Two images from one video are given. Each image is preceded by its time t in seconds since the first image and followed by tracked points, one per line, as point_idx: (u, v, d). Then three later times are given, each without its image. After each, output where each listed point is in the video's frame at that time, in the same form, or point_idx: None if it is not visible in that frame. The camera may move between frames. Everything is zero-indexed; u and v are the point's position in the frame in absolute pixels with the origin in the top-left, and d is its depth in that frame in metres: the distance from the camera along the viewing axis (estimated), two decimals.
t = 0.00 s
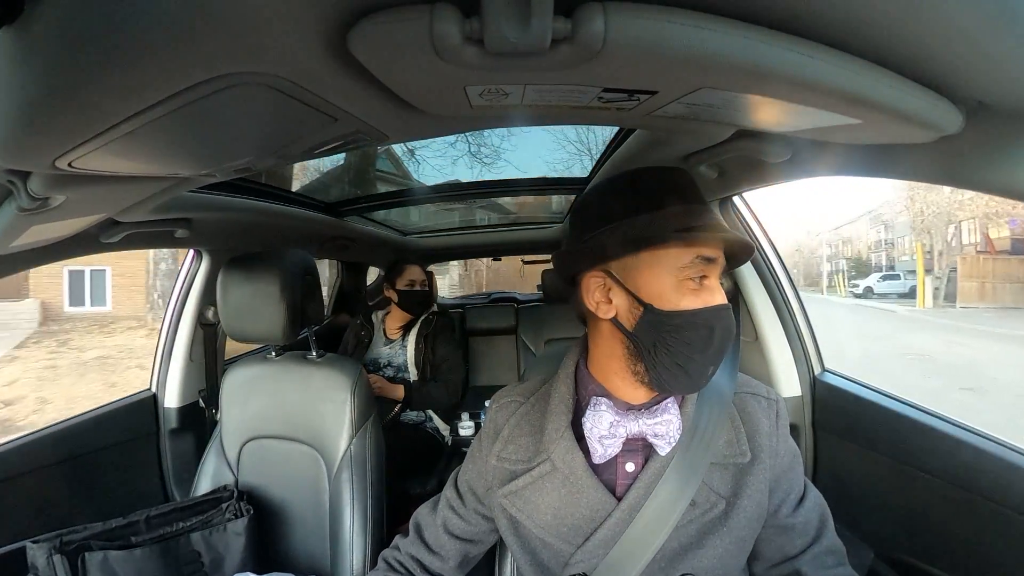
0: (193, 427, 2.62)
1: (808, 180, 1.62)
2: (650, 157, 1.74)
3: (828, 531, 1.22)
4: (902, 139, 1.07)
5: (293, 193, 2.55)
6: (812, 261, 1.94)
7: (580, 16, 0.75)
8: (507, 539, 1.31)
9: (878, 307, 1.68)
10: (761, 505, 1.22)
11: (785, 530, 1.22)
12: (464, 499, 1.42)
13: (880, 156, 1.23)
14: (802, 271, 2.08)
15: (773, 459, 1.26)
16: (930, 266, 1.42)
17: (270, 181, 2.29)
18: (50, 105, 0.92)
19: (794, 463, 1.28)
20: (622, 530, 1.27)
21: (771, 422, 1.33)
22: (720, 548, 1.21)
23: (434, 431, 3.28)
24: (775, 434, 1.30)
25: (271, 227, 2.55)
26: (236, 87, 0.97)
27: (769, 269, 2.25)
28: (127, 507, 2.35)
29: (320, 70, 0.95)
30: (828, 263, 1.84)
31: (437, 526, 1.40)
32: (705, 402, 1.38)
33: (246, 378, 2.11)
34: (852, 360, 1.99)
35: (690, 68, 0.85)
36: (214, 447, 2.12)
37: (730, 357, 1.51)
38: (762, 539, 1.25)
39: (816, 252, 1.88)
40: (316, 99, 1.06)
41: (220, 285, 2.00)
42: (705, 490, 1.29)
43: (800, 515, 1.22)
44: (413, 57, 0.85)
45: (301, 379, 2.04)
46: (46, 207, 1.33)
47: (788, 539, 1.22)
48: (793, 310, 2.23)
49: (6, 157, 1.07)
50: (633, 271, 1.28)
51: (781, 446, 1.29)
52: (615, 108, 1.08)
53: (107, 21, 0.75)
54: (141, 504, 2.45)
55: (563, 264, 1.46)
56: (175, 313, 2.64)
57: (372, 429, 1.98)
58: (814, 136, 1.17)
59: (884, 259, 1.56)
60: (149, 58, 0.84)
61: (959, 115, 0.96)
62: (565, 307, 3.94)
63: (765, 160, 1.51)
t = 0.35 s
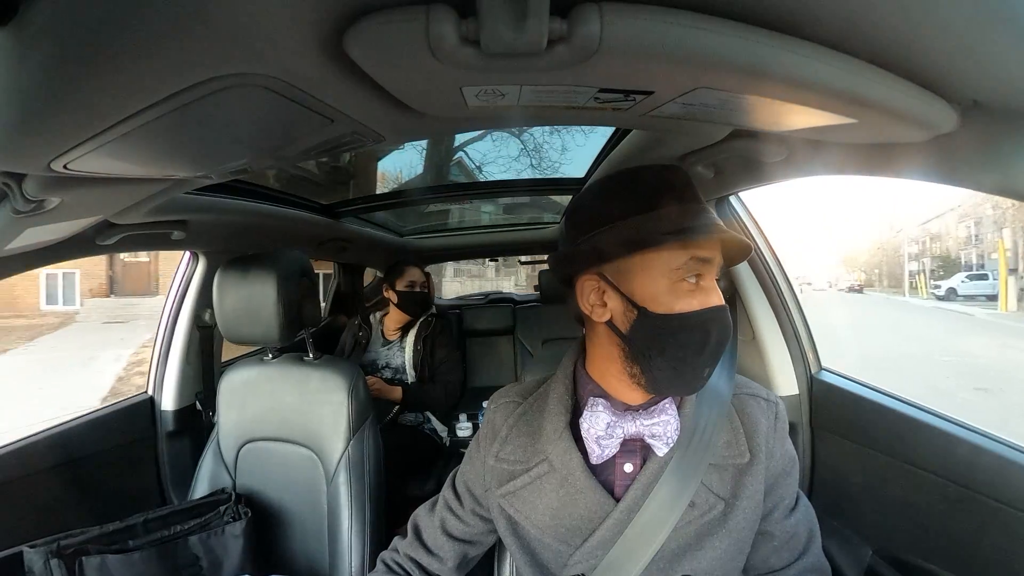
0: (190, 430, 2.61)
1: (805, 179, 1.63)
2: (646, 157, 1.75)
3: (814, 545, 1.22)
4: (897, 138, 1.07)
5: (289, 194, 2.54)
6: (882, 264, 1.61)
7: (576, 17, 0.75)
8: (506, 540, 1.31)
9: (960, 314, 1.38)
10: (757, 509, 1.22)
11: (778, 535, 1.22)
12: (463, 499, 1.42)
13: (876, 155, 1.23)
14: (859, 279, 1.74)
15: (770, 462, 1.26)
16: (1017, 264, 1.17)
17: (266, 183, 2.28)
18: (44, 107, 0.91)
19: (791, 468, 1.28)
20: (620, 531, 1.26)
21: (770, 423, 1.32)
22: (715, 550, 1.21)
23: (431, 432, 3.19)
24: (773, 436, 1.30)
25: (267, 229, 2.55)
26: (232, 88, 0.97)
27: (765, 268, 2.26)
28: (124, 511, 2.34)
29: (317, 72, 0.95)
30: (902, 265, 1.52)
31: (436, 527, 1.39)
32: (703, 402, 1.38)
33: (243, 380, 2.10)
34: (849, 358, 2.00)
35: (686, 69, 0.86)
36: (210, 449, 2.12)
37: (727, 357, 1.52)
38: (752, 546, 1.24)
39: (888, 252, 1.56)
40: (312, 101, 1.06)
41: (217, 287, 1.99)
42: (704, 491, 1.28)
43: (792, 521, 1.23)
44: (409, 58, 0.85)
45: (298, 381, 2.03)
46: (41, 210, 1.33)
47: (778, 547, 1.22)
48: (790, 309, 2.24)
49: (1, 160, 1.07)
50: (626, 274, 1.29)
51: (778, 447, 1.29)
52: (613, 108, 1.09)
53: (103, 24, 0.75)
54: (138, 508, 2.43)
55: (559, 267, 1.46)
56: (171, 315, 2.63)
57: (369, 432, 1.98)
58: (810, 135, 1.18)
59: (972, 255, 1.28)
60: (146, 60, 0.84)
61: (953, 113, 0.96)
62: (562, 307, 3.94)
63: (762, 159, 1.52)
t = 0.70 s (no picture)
0: (190, 431, 2.61)
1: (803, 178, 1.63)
2: (645, 157, 1.75)
3: (811, 547, 1.22)
4: (896, 138, 1.08)
5: (289, 195, 2.55)
6: (977, 259, 1.29)
7: (576, 17, 0.75)
8: (506, 540, 1.31)
9: None
10: (755, 508, 1.22)
11: (777, 536, 1.22)
12: (463, 500, 1.42)
13: (875, 154, 1.23)
14: (943, 279, 1.42)
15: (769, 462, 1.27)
16: None
17: (266, 183, 2.29)
18: (43, 106, 0.91)
19: (791, 469, 1.28)
20: (619, 531, 1.26)
21: (771, 424, 1.32)
22: (716, 550, 1.21)
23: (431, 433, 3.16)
24: (773, 437, 1.30)
25: (266, 229, 2.55)
26: (231, 88, 0.97)
27: (764, 268, 2.27)
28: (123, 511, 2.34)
29: (316, 73, 0.95)
30: (998, 259, 1.24)
31: (436, 527, 1.39)
32: (703, 402, 1.38)
33: (244, 380, 2.10)
34: (848, 359, 1.99)
35: (685, 68, 0.86)
36: (210, 449, 2.12)
37: (728, 358, 1.52)
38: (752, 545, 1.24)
39: (982, 246, 1.26)
40: (311, 101, 1.06)
41: (217, 288, 1.99)
42: (703, 491, 1.28)
43: (790, 522, 1.23)
44: (409, 59, 0.85)
45: (299, 381, 2.03)
46: (40, 210, 1.32)
47: (776, 547, 1.21)
48: (789, 310, 2.24)
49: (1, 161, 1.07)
50: (598, 280, 1.31)
51: (778, 448, 1.29)
52: (612, 108, 1.08)
53: (102, 25, 0.75)
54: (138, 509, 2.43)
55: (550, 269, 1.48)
56: (171, 315, 2.63)
57: (369, 433, 1.98)
58: (809, 135, 1.18)
59: None
60: (145, 60, 0.84)
61: (952, 113, 0.97)
62: (561, 307, 3.95)
63: (761, 159, 1.52)
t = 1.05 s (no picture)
0: (189, 433, 2.61)
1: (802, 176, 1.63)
2: (642, 156, 1.76)
3: (811, 549, 1.24)
4: (896, 137, 1.08)
5: (288, 197, 2.55)
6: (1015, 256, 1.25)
7: (574, 18, 0.75)
8: (507, 541, 1.31)
9: None
10: (755, 511, 1.22)
11: (779, 538, 1.22)
12: (464, 501, 1.42)
13: (874, 153, 1.24)
14: None
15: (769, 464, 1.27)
16: None
17: (265, 185, 2.29)
18: (41, 108, 0.91)
19: (789, 471, 1.29)
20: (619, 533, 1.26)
21: (771, 426, 1.32)
22: (717, 552, 1.20)
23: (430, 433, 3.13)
24: (773, 439, 1.30)
25: (265, 231, 2.55)
26: (229, 90, 0.97)
27: (762, 266, 2.28)
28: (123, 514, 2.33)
29: (314, 74, 0.95)
30: None
31: (437, 528, 1.40)
32: (702, 401, 1.36)
33: (243, 382, 2.10)
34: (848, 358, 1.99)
35: (683, 68, 0.86)
36: (210, 451, 2.12)
37: (728, 359, 1.51)
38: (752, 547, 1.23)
39: None
40: (310, 102, 1.06)
41: (216, 289, 1.99)
42: (703, 492, 1.27)
43: (790, 524, 1.24)
44: (407, 59, 0.85)
45: (299, 382, 2.03)
46: (39, 213, 1.32)
47: (777, 550, 1.22)
48: (788, 309, 2.25)
49: None
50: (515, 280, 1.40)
51: (777, 450, 1.29)
52: (610, 108, 1.08)
53: (101, 27, 0.75)
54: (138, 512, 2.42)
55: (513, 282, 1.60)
56: (170, 318, 2.63)
57: (369, 436, 1.98)
58: (809, 134, 1.18)
59: None
60: (144, 62, 0.84)
61: (952, 111, 0.97)
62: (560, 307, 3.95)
63: (760, 159, 1.52)
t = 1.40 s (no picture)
0: (188, 434, 2.60)
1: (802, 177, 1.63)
2: (641, 157, 1.76)
3: (810, 550, 1.23)
4: (896, 138, 1.09)
5: (287, 198, 2.55)
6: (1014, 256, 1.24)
7: (574, 19, 0.75)
8: (506, 543, 1.32)
9: None
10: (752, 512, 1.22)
11: (777, 538, 1.22)
12: (462, 502, 1.43)
13: (874, 153, 1.23)
14: None
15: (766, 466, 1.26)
16: None
17: (264, 186, 2.29)
18: (40, 108, 0.91)
19: (786, 473, 1.28)
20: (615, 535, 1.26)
21: (768, 428, 1.31)
22: (713, 553, 1.19)
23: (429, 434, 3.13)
24: (770, 441, 1.29)
25: (263, 232, 2.54)
26: (228, 90, 0.97)
27: (761, 267, 2.28)
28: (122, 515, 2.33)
29: (313, 75, 0.95)
30: None
31: (435, 529, 1.40)
32: (696, 403, 1.37)
33: (242, 383, 2.10)
34: (847, 360, 1.99)
35: (683, 69, 0.86)
36: (210, 451, 2.12)
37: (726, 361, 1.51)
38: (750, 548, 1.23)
39: None
40: (309, 104, 1.06)
41: (215, 288, 1.99)
42: (698, 492, 1.27)
43: (788, 525, 1.23)
44: (405, 60, 0.85)
45: (297, 384, 2.03)
46: (38, 213, 1.32)
47: (774, 551, 1.21)
48: (788, 310, 2.25)
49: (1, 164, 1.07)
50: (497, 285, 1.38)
51: (774, 451, 1.29)
52: (609, 109, 1.08)
53: (100, 27, 0.75)
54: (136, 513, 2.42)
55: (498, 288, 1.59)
56: (169, 319, 2.62)
57: (367, 437, 1.97)
58: (809, 135, 1.18)
59: None
60: (144, 64, 0.84)
61: (949, 113, 0.97)
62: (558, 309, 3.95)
63: (759, 159, 1.52)
